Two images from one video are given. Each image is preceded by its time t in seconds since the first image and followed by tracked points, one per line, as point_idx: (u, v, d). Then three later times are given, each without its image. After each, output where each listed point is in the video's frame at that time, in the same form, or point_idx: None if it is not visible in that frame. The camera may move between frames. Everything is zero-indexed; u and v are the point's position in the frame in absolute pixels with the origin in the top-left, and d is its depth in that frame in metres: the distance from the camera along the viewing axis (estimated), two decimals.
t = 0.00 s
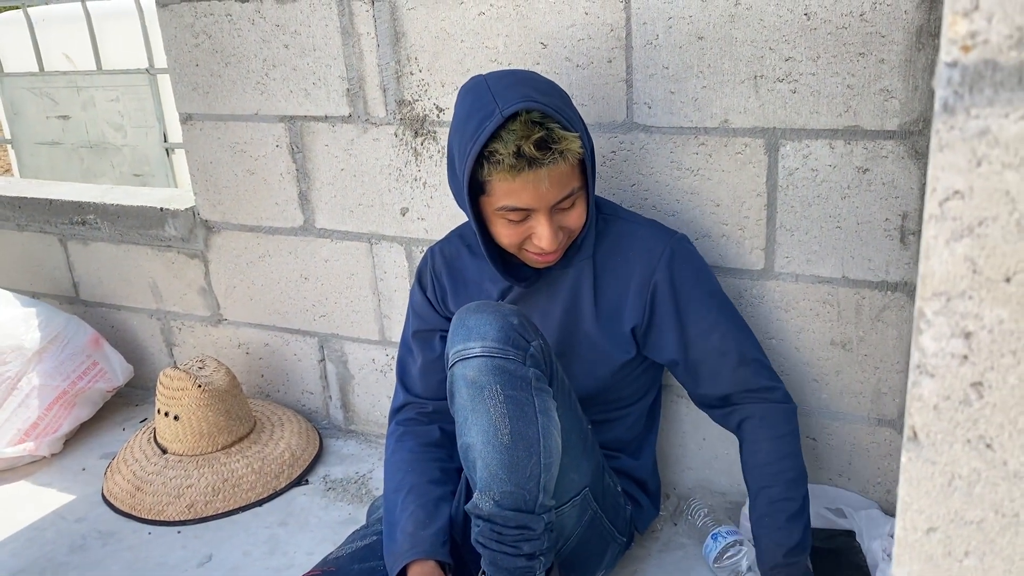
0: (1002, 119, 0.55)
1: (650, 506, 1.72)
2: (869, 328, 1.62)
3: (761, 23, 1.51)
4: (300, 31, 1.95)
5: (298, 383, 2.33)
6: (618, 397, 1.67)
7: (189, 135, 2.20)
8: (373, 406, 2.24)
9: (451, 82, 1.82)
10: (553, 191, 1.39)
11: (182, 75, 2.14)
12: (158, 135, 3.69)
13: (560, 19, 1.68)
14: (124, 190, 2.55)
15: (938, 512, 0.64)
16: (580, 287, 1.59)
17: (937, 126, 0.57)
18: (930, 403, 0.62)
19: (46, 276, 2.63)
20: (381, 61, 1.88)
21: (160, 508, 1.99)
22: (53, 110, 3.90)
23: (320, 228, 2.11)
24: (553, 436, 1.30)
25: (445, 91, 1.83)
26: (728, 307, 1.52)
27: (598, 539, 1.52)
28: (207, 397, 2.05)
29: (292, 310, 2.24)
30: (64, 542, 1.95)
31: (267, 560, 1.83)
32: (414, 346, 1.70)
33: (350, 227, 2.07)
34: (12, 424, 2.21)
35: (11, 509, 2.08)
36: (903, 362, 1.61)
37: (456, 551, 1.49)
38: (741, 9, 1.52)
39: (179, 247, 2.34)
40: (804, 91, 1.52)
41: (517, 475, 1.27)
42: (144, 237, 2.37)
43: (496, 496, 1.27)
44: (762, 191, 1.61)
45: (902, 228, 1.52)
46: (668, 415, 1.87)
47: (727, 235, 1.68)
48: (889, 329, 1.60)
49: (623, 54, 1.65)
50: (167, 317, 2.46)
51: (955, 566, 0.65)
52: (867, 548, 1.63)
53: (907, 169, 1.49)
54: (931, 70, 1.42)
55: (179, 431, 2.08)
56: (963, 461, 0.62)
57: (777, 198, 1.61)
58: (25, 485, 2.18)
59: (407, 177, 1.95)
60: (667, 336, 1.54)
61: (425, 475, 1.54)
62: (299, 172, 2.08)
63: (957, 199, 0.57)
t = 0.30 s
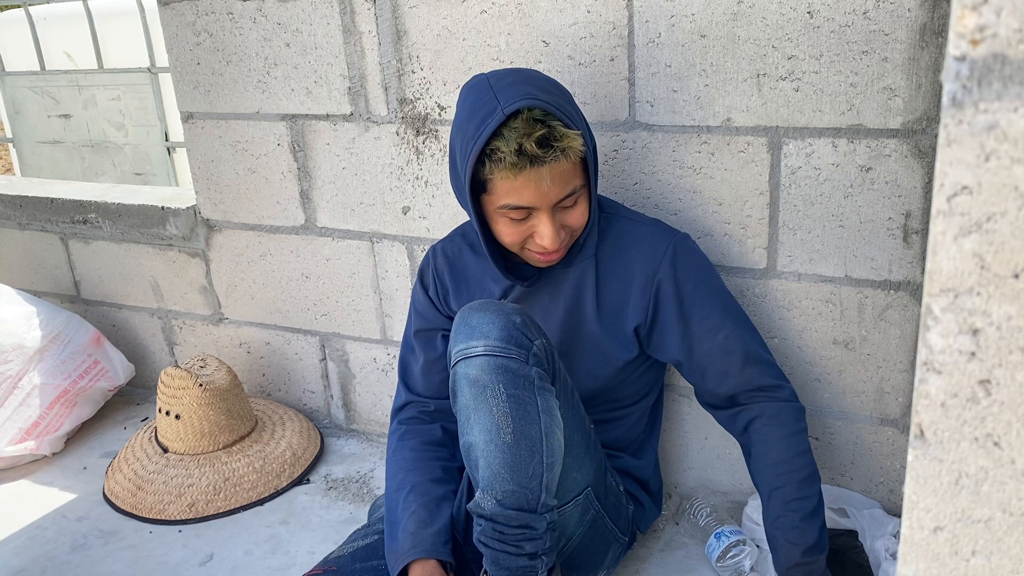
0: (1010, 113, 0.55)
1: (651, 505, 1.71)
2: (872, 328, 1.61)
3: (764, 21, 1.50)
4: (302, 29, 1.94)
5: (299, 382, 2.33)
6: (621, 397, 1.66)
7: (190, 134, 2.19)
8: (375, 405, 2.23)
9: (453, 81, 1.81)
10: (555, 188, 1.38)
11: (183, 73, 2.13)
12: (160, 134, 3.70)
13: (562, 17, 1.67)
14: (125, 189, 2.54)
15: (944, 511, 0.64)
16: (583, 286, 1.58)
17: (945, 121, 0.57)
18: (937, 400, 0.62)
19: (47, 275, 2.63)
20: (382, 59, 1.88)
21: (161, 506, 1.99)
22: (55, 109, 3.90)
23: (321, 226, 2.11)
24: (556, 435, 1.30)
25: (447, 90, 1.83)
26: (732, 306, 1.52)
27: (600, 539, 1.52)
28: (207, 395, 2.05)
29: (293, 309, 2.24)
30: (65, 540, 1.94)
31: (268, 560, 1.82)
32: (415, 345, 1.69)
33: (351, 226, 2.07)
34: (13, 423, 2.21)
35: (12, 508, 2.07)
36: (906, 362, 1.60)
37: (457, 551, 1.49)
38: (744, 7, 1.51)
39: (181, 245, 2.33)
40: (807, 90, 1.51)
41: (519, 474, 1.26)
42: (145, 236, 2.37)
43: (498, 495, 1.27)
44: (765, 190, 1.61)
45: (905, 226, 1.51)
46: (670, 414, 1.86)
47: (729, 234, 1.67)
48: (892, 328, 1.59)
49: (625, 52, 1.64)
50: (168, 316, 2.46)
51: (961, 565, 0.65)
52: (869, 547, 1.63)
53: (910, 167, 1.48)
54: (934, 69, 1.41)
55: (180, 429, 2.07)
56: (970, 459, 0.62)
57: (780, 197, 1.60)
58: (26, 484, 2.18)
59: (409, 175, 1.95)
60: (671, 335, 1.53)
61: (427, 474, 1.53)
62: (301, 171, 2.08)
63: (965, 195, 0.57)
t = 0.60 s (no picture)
0: (1015, 109, 0.55)
1: (653, 504, 1.71)
2: (874, 327, 1.61)
3: (766, 19, 1.50)
4: (304, 28, 1.95)
5: (301, 381, 2.33)
6: (622, 395, 1.66)
7: (192, 132, 2.20)
8: (377, 404, 2.24)
9: (455, 79, 1.82)
10: (558, 187, 1.38)
11: (185, 72, 2.14)
12: (162, 133, 3.69)
13: (565, 16, 1.67)
14: (127, 188, 2.55)
15: (948, 507, 0.64)
16: (585, 285, 1.58)
17: (949, 117, 0.57)
18: (941, 396, 0.62)
19: (49, 273, 2.64)
20: (384, 58, 1.88)
21: (163, 505, 1.99)
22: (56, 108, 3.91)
23: (324, 225, 2.11)
24: (558, 433, 1.30)
25: (449, 88, 1.83)
26: (735, 303, 1.51)
27: (602, 537, 1.52)
28: (209, 394, 2.05)
29: (295, 308, 2.24)
30: (67, 538, 1.95)
31: (271, 557, 1.83)
32: (417, 343, 1.70)
33: (353, 224, 2.07)
34: (14, 421, 2.20)
35: (15, 506, 2.08)
36: (908, 360, 1.60)
37: (459, 549, 1.49)
38: (746, 6, 1.51)
39: (183, 244, 2.33)
40: (810, 88, 1.51)
41: (521, 473, 1.26)
42: (147, 234, 2.38)
43: (500, 493, 1.27)
44: (767, 188, 1.61)
45: (908, 225, 1.51)
46: (672, 413, 1.86)
47: (732, 233, 1.67)
48: (894, 327, 1.59)
49: (627, 51, 1.65)
50: (170, 315, 2.46)
51: (965, 561, 0.65)
52: (871, 546, 1.64)
53: (912, 166, 1.48)
54: (937, 67, 1.41)
55: (182, 428, 2.08)
56: (974, 455, 0.62)
57: (782, 195, 1.60)
58: (29, 482, 2.18)
59: (411, 174, 1.95)
60: (675, 332, 1.53)
61: (429, 472, 1.54)
62: (303, 170, 2.08)
63: (969, 191, 0.57)
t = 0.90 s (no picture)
0: (1018, 109, 0.55)
1: (654, 503, 1.71)
2: (875, 326, 1.61)
3: (768, 19, 1.50)
4: (305, 28, 1.95)
5: (302, 380, 2.33)
6: (624, 396, 1.66)
7: (194, 131, 2.20)
8: (378, 403, 2.24)
9: (457, 79, 1.82)
10: (560, 186, 1.38)
11: (187, 71, 2.14)
12: (163, 132, 3.68)
13: (566, 15, 1.67)
14: (128, 187, 2.55)
15: (951, 507, 0.64)
16: (587, 285, 1.58)
17: (952, 117, 0.57)
18: (944, 396, 0.62)
19: (49, 272, 2.64)
20: (386, 57, 1.88)
21: (164, 503, 1.99)
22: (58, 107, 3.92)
23: (325, 224, 2.11)
24: (559, 433, 1.29)
25: (450, 88, 1.83)
26: (737, 306, 1.52)
27: (603, 536, 1.52)
28: (211, 393, 2.05)
29: (296, 307, 2.24)
30: (69, 537, 1.95)
31: (272, 557, 1.83)
32: (419, 342, 1.70)
33: (355, 223, 2.07)
34: (16, 421, 2.20)
35: (16, 505, 2.08)
36: (910, 360, 1.60)
37: (460, 548, 1.49)
38: (748, 5, 1.51)
39: (184, 243, 2.34)
40: (811, 88, 1.51)
41: (522, 472, 1.26)
42: (148, 233, 2.38)
43: (501, 492, 1.27)
44: (769, 188, 1.61)
45: (909, 225, 1.51)
46: (673, 413, 1.86)
47: (733, 232, 1.67)
48: (896, 326, 1.59)
49: (629, 51, 1.64)
50: (171, 314, 2.47)
51: (968, 561, 0.65)
52: (873, 546, 1.63)
53: (914, 166, 1.48)
54: (938, 67, 1.41)
55: (183, 427, 2.08)
56: (977, 454, 0.62)
57: (784, 195, 1.60)
58: (30, 481, 2.18)
59: (412, 173, 1.95)
60: (677, 334, 1.54)
61: (430, 471, 1.54)
62: (304, 169, 2.08)
63: (972, 191, 0.57)
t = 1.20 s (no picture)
0: (1017, 109, 0.55)
1: (654, 503, 1.71)
2: (875, 326, 1.61)
3: (768, 18, 1.50)
4: (305, 27, 1.95)
5: (303, 379, 2.33)
6: (625, 395, 1.67)
7: (194, 131, 2.20)
8: (378, 402, 2.24)
9: (457, 78, 1.82)
10: (563, 185, 1.38)
11: (187, 70, 2.14)
12: (164, 131, 3.67)
13: (567, 15, 1.67)
14: (129, 186, 2.55)
15: (950, 507, 0.64)
16: (588, 285, 1.58)
17: (951, 117, 0.57)
18: (942, 396, 0.62)
19: (50, 271, 2.64)
20: (386, 56, 1.88)
21: (165, 502, 1.99)
22: (59, 106, 3.93)
23: (326, 223, 2.11)
24: (560, 432, 1.29)
25: (451, 87, 1.83)
26: (737, 306, 1.52)
27: (603, 536, 1.52)
28: (211, 392, 2.05)
29: (296, 306, 2.24)
30: (69, 536, 1.95)
31: (272, 556, 1.83)
32: (420, 341, 1.70)
33: (355, 223, 2.07)
34: (17, 419, 2.20)
35: (16, 503, 2.08)
36: (910, 360, 1.60)
37: (460, 547, 1.49)
38: (748, 5, 1.51)
39: (185, 242, 2.34)
40: (812, 88, 1.51)
41: (522, 472, 1.26)
42: (149, 233, 2.38)
43: (502, 492, 1.27)
44: (769, 188, 1.61)
45: (910, 225, 1.51)
46: (673, 412, 1.86)
47: (733, 232, 1.67)
48: (896, 326, 1.59)
49: (629, 50, 1.65)
50: (172, 313, 2.47)
51: (966, 561, 0.65)
52: (873, 546, 1.62)
53: (914, 165, 1.48)
54: (939, 67, 1.41)
55: (184, 426, 2.08)
56: (975, 454, 0.62)
57: (783, 195, 1.60)
58: (31, 480, 2.18)
59: (412, 173, 1.95)
60: (675, 334, 1.54)
61: (431, 471, 1.54)
62: (305, 168, 2.08)
63: (971, 191, 0.57)
